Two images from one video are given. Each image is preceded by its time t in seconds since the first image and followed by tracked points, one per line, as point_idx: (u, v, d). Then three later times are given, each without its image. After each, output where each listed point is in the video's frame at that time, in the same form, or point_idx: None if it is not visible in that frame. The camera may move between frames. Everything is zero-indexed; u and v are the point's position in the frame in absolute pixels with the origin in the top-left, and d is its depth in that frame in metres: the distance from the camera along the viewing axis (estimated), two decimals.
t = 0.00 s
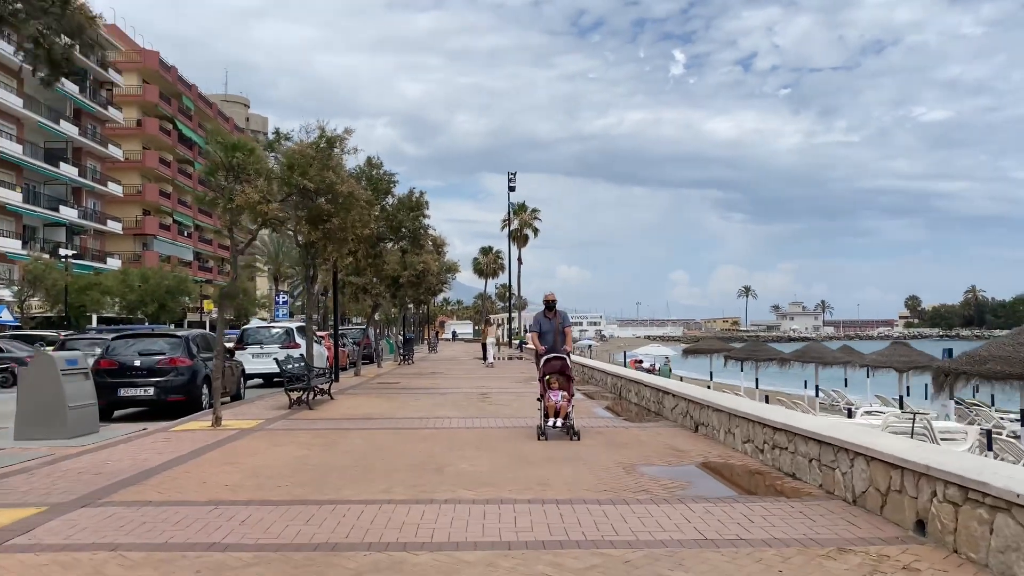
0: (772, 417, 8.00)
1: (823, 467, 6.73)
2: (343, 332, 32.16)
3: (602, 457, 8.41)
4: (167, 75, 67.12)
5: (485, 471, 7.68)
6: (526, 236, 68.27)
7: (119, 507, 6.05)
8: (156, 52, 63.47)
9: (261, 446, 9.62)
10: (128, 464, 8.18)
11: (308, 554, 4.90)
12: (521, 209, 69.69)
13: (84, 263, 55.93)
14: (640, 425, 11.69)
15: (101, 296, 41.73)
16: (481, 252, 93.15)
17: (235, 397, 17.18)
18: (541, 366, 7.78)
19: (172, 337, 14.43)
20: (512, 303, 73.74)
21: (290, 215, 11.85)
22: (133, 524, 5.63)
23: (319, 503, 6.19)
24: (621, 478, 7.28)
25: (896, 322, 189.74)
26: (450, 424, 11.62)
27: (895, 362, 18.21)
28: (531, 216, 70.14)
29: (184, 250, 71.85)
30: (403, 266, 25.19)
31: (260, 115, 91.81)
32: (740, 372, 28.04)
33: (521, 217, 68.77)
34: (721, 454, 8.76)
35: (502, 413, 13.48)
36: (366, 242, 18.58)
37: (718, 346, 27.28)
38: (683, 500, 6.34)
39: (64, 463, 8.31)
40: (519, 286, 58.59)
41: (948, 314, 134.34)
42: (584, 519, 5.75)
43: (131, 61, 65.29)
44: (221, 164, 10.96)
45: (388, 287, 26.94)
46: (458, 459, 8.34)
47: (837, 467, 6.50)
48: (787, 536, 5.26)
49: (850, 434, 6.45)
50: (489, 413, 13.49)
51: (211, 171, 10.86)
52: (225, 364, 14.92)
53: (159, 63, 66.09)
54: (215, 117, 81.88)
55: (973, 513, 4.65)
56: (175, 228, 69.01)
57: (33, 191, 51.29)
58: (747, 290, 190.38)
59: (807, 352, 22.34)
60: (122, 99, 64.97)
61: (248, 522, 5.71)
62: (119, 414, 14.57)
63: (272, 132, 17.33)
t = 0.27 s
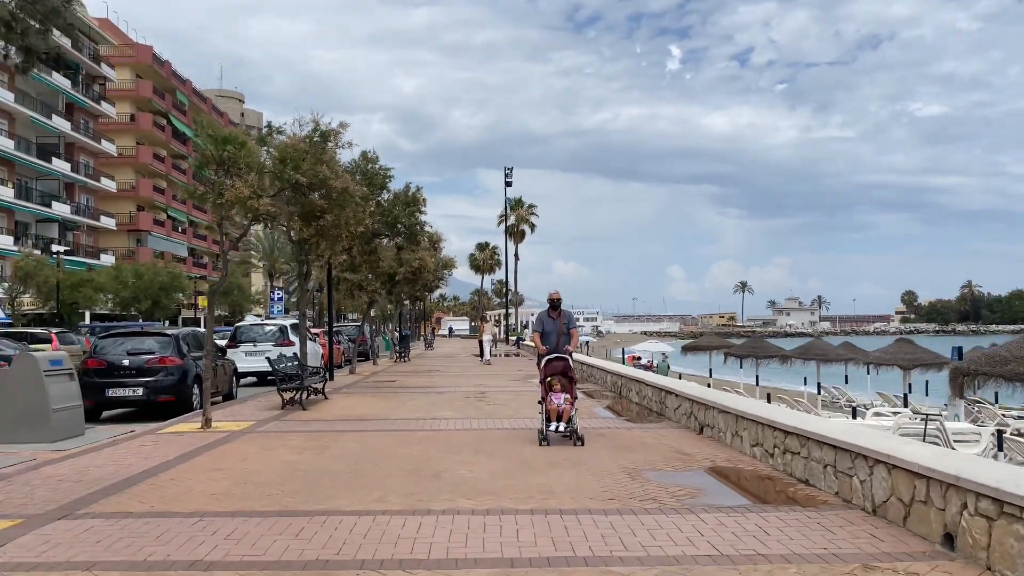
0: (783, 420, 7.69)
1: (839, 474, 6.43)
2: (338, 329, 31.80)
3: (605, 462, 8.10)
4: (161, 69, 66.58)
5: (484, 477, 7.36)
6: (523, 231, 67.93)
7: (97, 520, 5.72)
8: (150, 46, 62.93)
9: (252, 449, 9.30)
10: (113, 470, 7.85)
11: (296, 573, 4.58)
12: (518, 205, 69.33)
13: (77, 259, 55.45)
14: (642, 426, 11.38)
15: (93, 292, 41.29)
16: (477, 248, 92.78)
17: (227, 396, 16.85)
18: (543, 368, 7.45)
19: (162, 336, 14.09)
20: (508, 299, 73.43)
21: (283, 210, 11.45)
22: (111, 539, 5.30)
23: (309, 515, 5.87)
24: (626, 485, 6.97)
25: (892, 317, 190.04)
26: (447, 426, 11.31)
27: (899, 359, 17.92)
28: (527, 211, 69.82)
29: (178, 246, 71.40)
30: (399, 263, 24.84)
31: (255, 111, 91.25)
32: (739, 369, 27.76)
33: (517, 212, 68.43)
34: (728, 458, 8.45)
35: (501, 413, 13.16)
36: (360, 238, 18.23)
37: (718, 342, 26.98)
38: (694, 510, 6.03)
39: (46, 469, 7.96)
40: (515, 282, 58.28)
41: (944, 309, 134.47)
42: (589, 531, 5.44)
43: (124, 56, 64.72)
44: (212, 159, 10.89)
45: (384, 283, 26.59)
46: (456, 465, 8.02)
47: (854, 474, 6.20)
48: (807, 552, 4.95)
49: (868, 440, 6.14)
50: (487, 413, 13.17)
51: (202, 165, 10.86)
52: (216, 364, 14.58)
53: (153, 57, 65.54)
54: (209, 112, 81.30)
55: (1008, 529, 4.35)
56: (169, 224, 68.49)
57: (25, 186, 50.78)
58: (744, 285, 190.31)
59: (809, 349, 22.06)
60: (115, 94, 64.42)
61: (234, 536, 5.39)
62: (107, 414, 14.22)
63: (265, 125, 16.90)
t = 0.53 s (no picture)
0: (794, 412, 7.37)
1: (857, 470, 6.12)
2: (333, 322, 31.43)
3: (608, 457, 7.77)
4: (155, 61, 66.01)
5: (483, 474, 7.02)
6: (521, 224, 67.53)
7: (71, 521, 5.37)
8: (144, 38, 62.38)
9: (241, 445, 8.96)
10: (94, 466, 7.52)
11: None
12: (516, 197, 68.93)
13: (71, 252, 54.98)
14: (645, 419, 11.06)
15: (87, 285, 40.81)
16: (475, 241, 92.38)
17: (220, 389, 16.52)
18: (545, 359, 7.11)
19: (151, 328, 13.74)
20: (506, 292, 73.05)
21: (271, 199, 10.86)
22: (83, 542, 4.96)
23: (298, 516, 5.53)
24: (632, 482, 6.65)
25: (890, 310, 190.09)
26: (444, 420, 10.98)
27: (903, 351, 17.63)
28: (525, 204, 69.45)
29: (174, 239, 70.93)
30: (395, 255, 24.47)
31: (250, 104, 90.65)
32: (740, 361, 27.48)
33: (515, 205, 68.06)
34: (736, 452, 8.13)
35: (499, 406, 12.84)
36: (355, 228, 17.88)
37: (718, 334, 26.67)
38: (705, 509, 5.71)
39: (24, 466, 7.61)
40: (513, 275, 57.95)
41: (941, 302, 134.45)
42: (596, 533, 5.11)
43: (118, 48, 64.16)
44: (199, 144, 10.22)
45: (380, 275, 26.24)
46: (453, 460, 7.69)
47: (872, 470, 5.88)
48: (828, 554, 4.63)
49: (888, 434, 5.83)
50: (485, 407, 12.84)
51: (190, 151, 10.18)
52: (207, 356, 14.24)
53: (147, 49, 64.99)
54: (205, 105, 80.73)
55: None
56: (164, 218, 68.00)
57: (18, 179, 50.27)
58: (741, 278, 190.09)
59: (812, 341, 21.76)
60: (109, 86, 63.87)
61: (216, 538, 5.05)
62: (96, 409, 13.88)
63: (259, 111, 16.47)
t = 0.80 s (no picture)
0: (809, 412, 7.02)
1: (878, 474, 5.78)
2: (331, 315, 31.07)
3: (614, 458, 7.44)
4: (151, 53, 65.48)
5: (483, 477, 6.68)
6: (520, 217, 67.13)
7: (40, 533, 5.00)
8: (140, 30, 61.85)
9: (231, 445, 8.62)
10: (75, 469, 7.17)
11: None
12: (515, 190, 68.51)
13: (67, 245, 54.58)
14: (649, 417, 10.71)
15: (83, 279, 40.40)
16: (474, 234, 91.97)
17: (213, 385, 16.20)
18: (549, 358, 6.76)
19: (142, 323, 13.38)
20: (505, 285, 72.69)
21: (262, 188, 10.52)
22: (51, 556, 4.60)
23: (285, 525, 5.18)
24: (640, 486, 6.31)
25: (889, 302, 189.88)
26: (443, 418, 10.64)
27: (911, 345, 17.30)
28: (524, 196, 69.02)
29: (171, 232, 70.47)
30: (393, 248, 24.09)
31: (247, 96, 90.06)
32: (742, 354, 27.17)
33: (514, 197, 67.62)
34: (747, 453, 7.79)
35: (499, 402, 12.50)
36: (350, 220, 17.50)
37: (721, 327, 26.33)
38: (718, 517, 5.37)
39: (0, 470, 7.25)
40: (513, 267, 57.61)
41: (941, 294, 134.18)
42: (603, 544, 4.76)
43: (114, 40, 63.63)
44: (188, 133, 9.97)
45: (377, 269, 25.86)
46: (450, 462, 7.35)
47: (895, 474, 5.55)
48: (855, 569, 4.30)
49: (912, 436, 5.49)
50: (484, 403, 12.50)
51: (178, 140, 9.92)
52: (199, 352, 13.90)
53: (144, 41, 64.46)
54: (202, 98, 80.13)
55: None
56: (162, 211, 67.58)
57: (13, 172, 49.82)
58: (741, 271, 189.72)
59: (817, 335, 21.41)
60: (106, 79, 63.37)
61: (195, 550, 4.70)
62: (85, 406, 13.52)
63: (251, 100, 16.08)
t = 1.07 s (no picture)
0: (830, 408, 6.65)
1: (907, 475, 5.43)
2: (332, 309, 30.74)
3: (624, 457, 7.09)
4: (151, 47, 65.09)
5: (487, 477, 6.34)
6: (522, 211, 66.75)
7: (11, 540, 4.66)
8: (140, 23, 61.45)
9: (224, 443, 8.27)
10: (58, 470, 6.83)
11: None
12: (517, 183, 68.13)
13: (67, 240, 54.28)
14: (658, 413, 10.36)
15: (81, 274, 40.07)
16: (475, 227, 91.57)
17: (211, 380, 15.89)
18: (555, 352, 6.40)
19: (136, 317, 13.04)
20: (507, 279, 72.32)
21: (258, 174, 10.25)
22: (20, 566, 4.25)
23: (274, 532, 4.83)
24: (653, 488, 5.96)
25: (892, 296, 189.33)
26: (444, 414, 10.29)
27: (923, 338, 16.93)
28: (526, 190, 68.62)
29: (172, 227, 70.18)
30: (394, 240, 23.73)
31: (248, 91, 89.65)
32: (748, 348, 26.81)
33: (516, 191, 67.23)
34: (763, 452, 7.42)
35: (502, 398, 12.16)
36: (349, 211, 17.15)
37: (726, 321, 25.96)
38: (739, 522, 5.02)
39: None
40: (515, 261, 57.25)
41: (944, 287, 133.74)
42: (616, 552, 4.42)
43: (114, 33, 63.24)
44: (181, 121, 9.77)
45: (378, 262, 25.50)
46: (452, 462, 6.99)
47: (927, 476, 5.19)
48: None
49: (945, 435, 5.13)
50: (488, 399, 12.15)
51: (171, 129, 9.73)
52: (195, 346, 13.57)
53: (143, 35, 64.07)
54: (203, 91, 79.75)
55: None
56: (162, 205, 67.25)
57: (12, 166, 49.48)
58: (744, 265, 189.17)
59: (825, 328, 21.03)
60: (105, 72, 63.00)
61: (177, 560, 4.35)
62: (78, 402, 13.17)
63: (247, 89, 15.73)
